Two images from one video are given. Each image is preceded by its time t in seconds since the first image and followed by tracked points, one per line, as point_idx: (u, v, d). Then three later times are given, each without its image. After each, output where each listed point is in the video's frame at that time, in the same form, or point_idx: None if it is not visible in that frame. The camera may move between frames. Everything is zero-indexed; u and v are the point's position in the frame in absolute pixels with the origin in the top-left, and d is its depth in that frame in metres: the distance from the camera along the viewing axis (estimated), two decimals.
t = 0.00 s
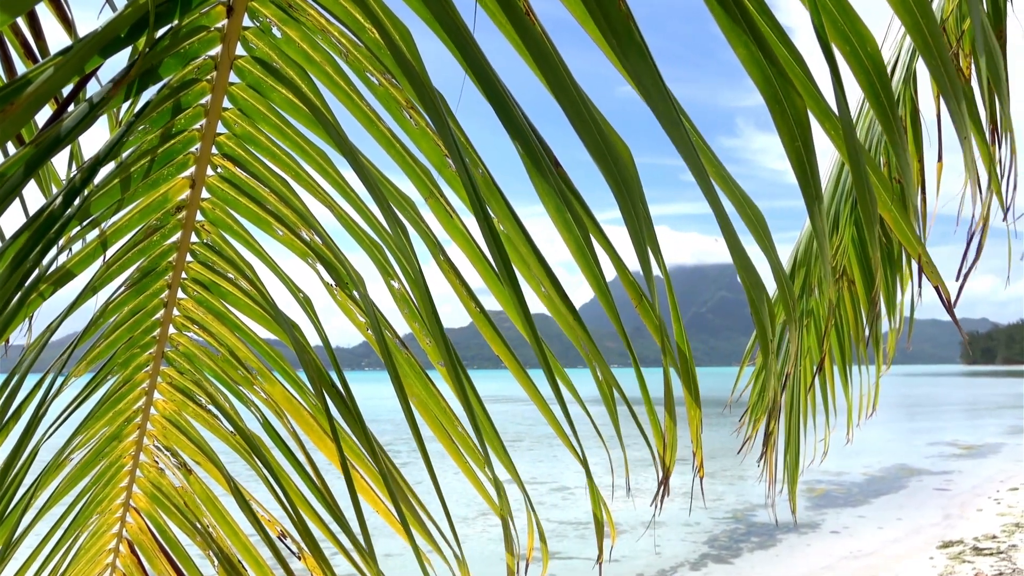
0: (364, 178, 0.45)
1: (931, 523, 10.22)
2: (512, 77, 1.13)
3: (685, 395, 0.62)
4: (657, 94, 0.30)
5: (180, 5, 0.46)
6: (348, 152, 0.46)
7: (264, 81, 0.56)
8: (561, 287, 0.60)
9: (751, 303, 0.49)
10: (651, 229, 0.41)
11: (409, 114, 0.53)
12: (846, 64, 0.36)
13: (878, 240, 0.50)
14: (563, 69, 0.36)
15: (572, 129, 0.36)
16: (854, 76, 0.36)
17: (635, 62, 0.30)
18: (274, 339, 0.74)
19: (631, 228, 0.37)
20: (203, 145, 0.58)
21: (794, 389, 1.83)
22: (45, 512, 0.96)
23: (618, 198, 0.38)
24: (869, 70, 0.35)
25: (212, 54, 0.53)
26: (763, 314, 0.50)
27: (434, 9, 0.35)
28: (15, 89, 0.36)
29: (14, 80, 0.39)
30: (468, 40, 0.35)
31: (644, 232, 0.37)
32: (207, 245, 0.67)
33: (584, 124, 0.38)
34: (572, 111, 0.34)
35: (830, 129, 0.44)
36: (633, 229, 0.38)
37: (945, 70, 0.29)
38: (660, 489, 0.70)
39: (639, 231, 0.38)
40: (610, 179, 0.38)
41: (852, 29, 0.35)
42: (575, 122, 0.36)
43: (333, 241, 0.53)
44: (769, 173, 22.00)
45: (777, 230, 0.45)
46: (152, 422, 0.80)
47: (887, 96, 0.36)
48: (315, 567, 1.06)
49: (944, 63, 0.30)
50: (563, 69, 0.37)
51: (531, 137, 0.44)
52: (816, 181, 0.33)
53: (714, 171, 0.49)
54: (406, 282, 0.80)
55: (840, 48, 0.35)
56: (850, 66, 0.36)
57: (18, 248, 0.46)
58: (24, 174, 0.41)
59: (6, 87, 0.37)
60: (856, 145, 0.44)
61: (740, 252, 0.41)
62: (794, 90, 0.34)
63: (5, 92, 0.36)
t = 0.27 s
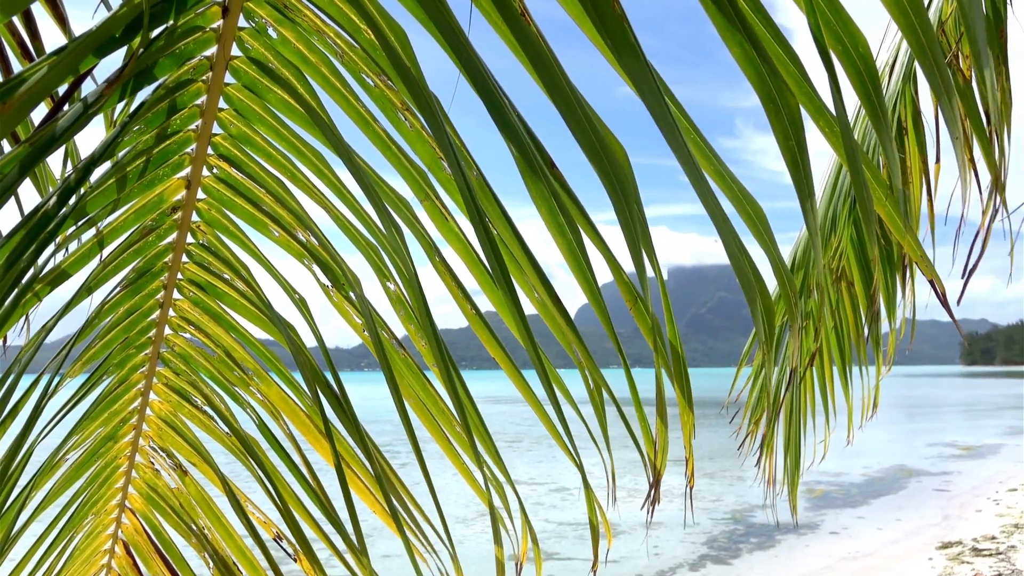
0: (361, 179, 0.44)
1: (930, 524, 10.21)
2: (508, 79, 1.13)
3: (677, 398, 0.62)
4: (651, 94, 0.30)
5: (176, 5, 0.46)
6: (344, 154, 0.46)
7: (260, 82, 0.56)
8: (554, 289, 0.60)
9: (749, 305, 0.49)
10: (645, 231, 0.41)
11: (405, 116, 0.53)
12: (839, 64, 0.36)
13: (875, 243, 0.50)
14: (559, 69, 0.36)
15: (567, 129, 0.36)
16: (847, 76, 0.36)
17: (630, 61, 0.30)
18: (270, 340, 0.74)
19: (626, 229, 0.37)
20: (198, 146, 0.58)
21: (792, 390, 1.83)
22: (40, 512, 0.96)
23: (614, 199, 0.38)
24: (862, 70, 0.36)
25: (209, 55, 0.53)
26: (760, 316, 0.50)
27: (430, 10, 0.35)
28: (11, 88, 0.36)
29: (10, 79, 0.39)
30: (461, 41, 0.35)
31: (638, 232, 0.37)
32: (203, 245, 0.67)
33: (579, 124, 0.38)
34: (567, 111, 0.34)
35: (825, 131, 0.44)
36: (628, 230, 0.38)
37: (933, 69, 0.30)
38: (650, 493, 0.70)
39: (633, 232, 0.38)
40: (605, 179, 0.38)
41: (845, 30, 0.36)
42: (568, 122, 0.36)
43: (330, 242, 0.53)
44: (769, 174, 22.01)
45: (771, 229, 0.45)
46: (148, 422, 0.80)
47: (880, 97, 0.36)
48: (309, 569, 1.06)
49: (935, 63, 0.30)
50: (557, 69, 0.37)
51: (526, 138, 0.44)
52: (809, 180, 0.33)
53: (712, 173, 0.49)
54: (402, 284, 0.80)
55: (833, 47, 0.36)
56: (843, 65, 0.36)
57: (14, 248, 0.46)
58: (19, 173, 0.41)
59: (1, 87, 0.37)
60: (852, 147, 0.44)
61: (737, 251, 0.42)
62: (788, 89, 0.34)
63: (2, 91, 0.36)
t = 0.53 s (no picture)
0: (356, 180, 0.44)
1: (928, 525, 10.22)
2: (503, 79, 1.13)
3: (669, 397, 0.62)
4: (643, 91, 0.30)
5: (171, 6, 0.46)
6: (340, 154, 0.45)
7: (255, 82, 0.56)
8: (547, 288, 0.60)
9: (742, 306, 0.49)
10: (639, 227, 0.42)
11: (399, 116, 0.53)
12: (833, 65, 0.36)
13: (870, 245, 0.50)
14: (554, 68, 0.36)
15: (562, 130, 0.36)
16: (841, 77, 0.36)
17: (623, 60, 0.30)
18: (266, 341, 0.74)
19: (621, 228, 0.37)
20: (193, 145, 0.58)
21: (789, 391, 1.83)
22: (35, 513, 0.95)
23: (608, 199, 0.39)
24: (854, 71, 0.36)
25: (203, 55, 0.53)
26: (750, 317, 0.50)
27: (425, 11, 0.36)
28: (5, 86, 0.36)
29: (6, 79, 0.39)
30: (456, 40, 0.36)
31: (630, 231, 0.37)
32: (198, 246, 0.67)
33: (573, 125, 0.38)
34: (560, 109, 0.34)
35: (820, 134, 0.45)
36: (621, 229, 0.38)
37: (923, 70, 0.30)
38: (643, 493, 0.70)
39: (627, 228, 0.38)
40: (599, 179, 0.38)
41: (837, 30, 0.36)
42: (562, 121, 0.37)
43: (325, 243, 0.52)
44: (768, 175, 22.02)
45: (766, 227, 0.44)
46: (143, 422, 0.79)
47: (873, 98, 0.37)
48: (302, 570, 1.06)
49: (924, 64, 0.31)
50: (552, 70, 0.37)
51: (521, 139, 0.44)
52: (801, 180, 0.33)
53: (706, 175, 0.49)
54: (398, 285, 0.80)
55: (826, 48, 0.36)
56: (836, 64, 0.36)
57: (8, 247, 0.46)
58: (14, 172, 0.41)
59: None
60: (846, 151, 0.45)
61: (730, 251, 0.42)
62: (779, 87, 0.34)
63: None
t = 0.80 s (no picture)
0: (352, 180, 0.44)
1: (928, 525, 10.21)
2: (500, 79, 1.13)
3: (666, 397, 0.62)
4: (638, 90, 0.30)
5: (167, 6, 0.46)
6: (336, 155, 0.45)
7: (252, 82, 0.55)
8: (544, 289, 0.59)
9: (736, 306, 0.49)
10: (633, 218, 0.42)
11: (396, 117, 0.53)
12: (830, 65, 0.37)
13: (868, 247, 0.49)
14: (550, 68, 0.36)
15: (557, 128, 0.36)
16: (840, 79, 0.36)
17: (620, 60, 0.30)
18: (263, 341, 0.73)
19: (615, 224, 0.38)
20: (190, 145, 0.57)
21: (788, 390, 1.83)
22: (31, 512, 0.95)
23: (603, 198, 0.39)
24: (851, 71, 0.36)
25: (200, 54, 0.52)
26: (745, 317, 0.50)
27: (423, 11, 0.36)
28: None
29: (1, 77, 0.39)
30: (454, 40, 0.36)
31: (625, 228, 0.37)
32: (195, 246, 0.67)
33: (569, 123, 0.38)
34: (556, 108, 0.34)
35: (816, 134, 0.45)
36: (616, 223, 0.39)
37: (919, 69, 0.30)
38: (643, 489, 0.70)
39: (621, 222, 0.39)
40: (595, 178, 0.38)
41: (834, 30, 0.36)
42: (557, 119, 0.37)
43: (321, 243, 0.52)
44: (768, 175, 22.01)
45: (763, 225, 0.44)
46: (140, 423, 0.79)
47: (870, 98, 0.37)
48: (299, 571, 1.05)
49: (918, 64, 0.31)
50: (548, 69, 0.37)
51: (519, 139, 0.44)
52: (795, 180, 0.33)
53: (702, 175, 0.49)
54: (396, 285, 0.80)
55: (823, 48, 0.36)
56: (833, 65, 0.37)
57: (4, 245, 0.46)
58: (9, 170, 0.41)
59: None
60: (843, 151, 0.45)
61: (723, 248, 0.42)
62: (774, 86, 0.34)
63: None
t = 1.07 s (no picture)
0: (349, 182, 0.44)
1: (927, 524, 10.21)
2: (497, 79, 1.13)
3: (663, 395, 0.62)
4: (633, 88, 0.30)
5: (162, 7, 0.46)
6: (331, 155, 0.45)
7: (247, 82, 0.55)
8: (540, 288, 0.59)
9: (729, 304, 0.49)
10: (629, 212, 0.42)
11: (391, 117, 0.53)
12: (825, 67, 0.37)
13: (865, 247, 0.49)
14: (545, 69, 0.36)
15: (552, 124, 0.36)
16: (835, 83, 0.36)
17: (614, 59, 0.30)
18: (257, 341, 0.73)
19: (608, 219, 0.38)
20: (185, 146, 0.57)
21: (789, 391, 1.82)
22: (26, 513, 0.95)
23: (598, 198, 0.39)
24: (845, 73, 0.37)
25: (194, 55, 0.52)
26: (738, 317, 0.50)
27: (419, 12, 0.36)
28: None
29: None
30: (449, 41, 0.36)
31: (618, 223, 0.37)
32: (190, 247, 0.67)
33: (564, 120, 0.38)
34: (550, 106, 0.34)
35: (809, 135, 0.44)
36: (608, 214, 0.39)
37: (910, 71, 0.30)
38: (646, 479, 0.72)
39: (614, 214, 0.39)
40: (589, 176, 0.38)
41: (826, 27, 0.36)
42: (551, 117, 0.37)
43: (316, 244, 0.52)
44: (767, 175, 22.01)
45: (756, 223, 0.44)
46: (136, 423, 0.79)
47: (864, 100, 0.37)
48: (295, 572, 1.05)
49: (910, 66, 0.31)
50: (544, 68, 0.37)
51: (516, 140, 0.44)
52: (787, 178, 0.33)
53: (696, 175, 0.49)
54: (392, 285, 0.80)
55: (818, 49, 0.36)
56: (828, 68, 0.37)
57: None
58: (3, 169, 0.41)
59: None
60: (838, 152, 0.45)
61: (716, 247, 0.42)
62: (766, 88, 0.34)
63: None
